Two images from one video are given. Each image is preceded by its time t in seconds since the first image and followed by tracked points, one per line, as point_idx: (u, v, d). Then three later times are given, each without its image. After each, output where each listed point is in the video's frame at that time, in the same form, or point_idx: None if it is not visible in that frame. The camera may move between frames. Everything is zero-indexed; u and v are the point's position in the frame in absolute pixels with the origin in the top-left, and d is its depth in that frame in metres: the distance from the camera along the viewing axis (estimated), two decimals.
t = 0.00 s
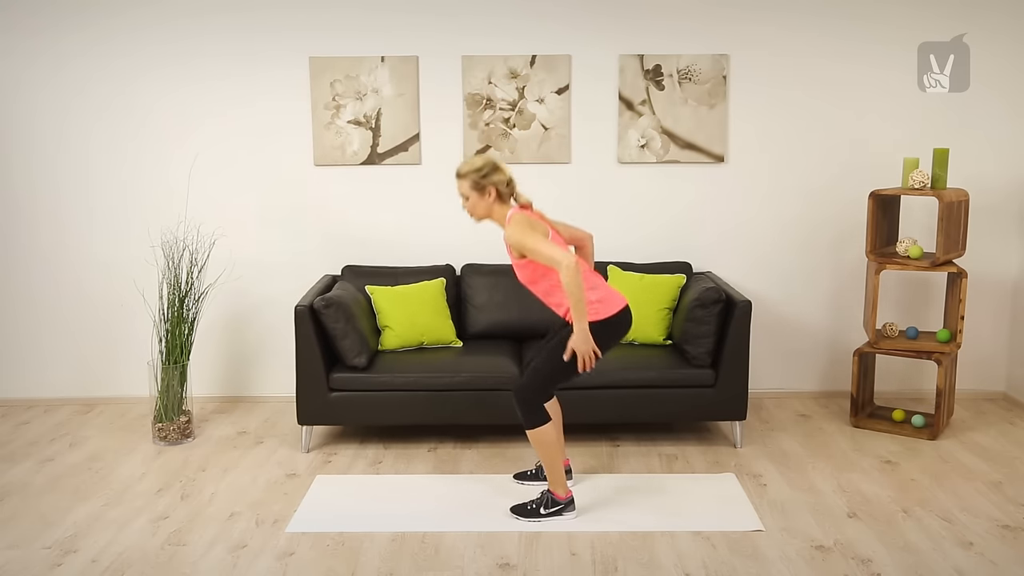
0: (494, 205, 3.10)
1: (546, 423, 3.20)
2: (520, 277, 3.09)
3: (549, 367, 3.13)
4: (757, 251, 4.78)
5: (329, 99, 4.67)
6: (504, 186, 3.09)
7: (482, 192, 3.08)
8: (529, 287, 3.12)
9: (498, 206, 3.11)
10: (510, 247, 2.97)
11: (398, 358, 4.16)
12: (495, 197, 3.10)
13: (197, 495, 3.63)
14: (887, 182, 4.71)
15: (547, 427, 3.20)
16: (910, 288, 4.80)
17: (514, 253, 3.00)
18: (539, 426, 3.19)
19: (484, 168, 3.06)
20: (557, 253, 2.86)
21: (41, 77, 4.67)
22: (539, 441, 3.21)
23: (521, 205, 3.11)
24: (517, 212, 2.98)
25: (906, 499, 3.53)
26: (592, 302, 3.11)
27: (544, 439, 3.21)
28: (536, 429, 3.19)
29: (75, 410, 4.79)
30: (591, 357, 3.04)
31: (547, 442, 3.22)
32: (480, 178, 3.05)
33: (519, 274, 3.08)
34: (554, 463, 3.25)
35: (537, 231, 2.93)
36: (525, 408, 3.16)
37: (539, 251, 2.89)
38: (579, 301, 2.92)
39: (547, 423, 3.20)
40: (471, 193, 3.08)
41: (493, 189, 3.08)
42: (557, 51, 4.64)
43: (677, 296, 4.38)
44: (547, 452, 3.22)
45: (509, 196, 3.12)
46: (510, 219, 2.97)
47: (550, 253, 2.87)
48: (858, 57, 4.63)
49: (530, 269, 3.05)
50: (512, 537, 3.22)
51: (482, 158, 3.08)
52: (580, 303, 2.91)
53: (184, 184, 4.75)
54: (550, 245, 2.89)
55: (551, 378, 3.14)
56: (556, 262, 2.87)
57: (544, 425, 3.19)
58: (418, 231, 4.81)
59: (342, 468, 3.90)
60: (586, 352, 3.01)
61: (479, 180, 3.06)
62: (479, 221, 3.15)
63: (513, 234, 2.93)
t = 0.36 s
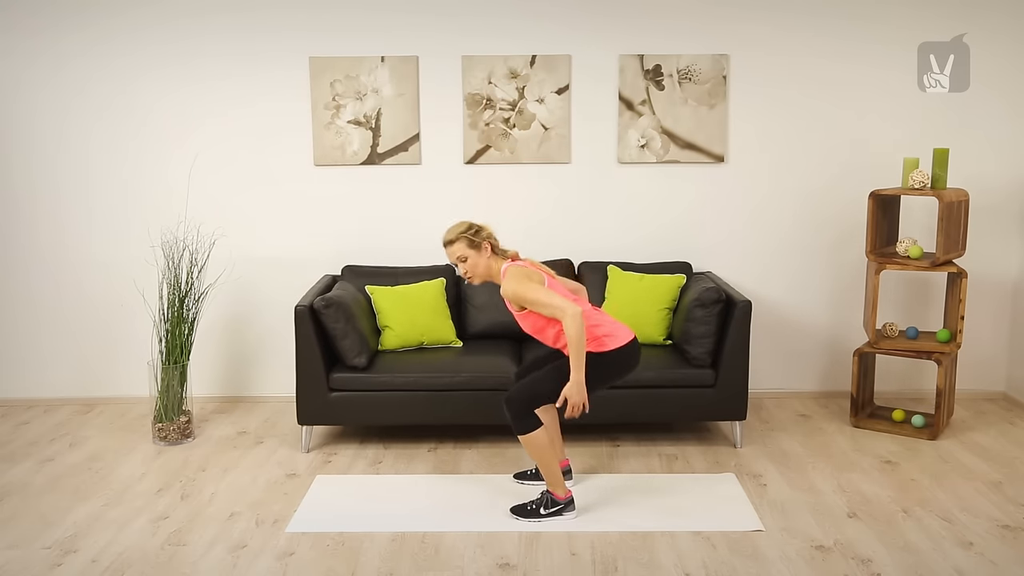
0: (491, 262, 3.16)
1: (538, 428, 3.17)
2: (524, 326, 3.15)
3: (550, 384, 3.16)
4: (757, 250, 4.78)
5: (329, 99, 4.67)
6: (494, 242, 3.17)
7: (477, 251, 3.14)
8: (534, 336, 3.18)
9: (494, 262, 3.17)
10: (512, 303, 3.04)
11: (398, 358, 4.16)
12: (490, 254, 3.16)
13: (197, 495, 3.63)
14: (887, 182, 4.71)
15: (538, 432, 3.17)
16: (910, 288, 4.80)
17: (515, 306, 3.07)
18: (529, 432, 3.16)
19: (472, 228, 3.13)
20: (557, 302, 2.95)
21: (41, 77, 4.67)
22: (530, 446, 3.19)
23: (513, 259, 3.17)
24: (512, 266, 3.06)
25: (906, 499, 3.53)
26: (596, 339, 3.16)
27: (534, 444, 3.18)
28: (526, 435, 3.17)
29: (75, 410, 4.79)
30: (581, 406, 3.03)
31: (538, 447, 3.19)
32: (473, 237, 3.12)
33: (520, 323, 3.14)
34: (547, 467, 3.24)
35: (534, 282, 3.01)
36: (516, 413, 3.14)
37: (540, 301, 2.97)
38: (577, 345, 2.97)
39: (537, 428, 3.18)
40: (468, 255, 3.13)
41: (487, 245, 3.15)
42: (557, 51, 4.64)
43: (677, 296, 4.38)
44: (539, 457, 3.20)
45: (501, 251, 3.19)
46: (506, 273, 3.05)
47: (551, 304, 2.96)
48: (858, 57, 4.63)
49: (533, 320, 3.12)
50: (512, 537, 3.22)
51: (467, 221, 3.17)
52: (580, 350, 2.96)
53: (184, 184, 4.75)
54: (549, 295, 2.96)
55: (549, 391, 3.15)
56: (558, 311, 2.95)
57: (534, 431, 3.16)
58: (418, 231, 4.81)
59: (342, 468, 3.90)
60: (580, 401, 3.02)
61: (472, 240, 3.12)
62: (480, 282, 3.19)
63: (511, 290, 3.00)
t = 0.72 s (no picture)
0: (491, 237, 3.14)
1: (540, 425, 3.18)
2: (522, 303, 3.14)
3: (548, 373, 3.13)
4: (757, 250, 4.78)
5: (329, 98, 4.67)
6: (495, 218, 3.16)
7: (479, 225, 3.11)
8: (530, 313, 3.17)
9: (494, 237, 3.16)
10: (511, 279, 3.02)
11: (398, 358, 4.16)
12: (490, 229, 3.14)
13: (197, 495, 3.63)
14: (887, 182, 4.71)
15: (541, 429, 3.19)
16: (910, 288, 4.80)
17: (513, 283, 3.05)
18: (532, 429, 3.17)
19: (475, 203, 3.11)
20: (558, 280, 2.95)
21: (40, 77, 4.67)
22: (533, 444, 3.20)
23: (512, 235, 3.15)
24: (512, 243, 3.04)
25: (906, 499, 3.53)
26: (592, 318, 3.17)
27: (537, 442, 3.19)
28: (530, 432, 3.18)
29: (75, 410, 4.79)
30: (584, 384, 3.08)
31: (541, 444, 3.20)
32: (476, 210, 3.09)
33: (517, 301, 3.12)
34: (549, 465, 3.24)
35: (534, 259, 3.01)
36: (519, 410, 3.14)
37: (540, 279, 2.96)
38: (578, 327, 2.98)
39: (540, 424, 3.19)
40: (470, 227, 3.10)
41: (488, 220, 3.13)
42: (557, 51, 4.64)
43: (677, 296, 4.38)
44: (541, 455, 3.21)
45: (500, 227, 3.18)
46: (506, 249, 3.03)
47: (553, 284, 2.96)
48: (858, 57, 4.63)
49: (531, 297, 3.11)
50: (512, 537, 3.22)
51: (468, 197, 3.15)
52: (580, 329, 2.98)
53: (184, 184, 4.75)
54: (550, 275, 2.96)
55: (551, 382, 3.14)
56: (560, 291, 2.96)
57: (537, 428, 3.17)
58: (418, 230, 4.81)
59: (342, 468, 3.90)
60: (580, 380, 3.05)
61: (475, 213, 3.10)
62: (479, 256, 3.16)
63: (511, 268, 2.98)
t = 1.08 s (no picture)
0: (503, 159, 3.11)
1: (556, 419, 3.25)
2: (518, 234, 3.10)
3: (545, 360, 3.12)
4: (757, 250, 4.78)
5: (329, 99, 4.67)
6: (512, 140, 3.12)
7: (494, 144, 3.08)
8: (521, 247, 3.13)
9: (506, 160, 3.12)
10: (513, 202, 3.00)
11: (398, 358, 4.16)
12: (504, 151, 3.11)
13: (197, 496, 3.63)
14: (887, 183, 4.71)
15: (555, 422, 3.25)
16: (910, 288, 4.80)
17: (514, 208, 3.03)
18: (548, 422, 3.24)
19: (494, 121, 3.08)
20: (558, 223, 2.90)
21: (41, 77, 4.67)
22: (546, 437, 3.25)
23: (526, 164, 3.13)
24: (526, 170, 3.02)
25: (906, 499, 3.53)
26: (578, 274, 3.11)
27: (550, 435, 3.25)
28: (545, 425, 3.24)
29: (75, 410, 4.79)
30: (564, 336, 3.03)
31: (554, 438, 3.26)
32: (491, 129, 3.07)
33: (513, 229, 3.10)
34: (558, 460, 3.27)
35: (541, 193, 2.97)
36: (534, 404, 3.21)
37: (541, 214, 2.93)
38: (563, 272, 2.94)
39: (556, 418, 3.25)
40: (482, 144, 3.07)
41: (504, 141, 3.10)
42: (557, 51, 4.64)
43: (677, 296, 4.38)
44: (551, 449, 3.25)
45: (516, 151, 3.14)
46: (517, 174, 3.01)
47: (549, 222, 2.92)
48: (858, 57, 4.63)
49: (525, 229, 3.07)
50: (513, 537, 3.22)
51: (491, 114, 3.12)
52: (567, 276, 2.94)
53: (184, 184, 4.75)
54: (550, 212, 2.93)
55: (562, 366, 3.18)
56: (554, 232, 2.92)
57: (552, 420, 3.24)
58: (418, 230, 4.81)
59: (342, 468, 3.90)
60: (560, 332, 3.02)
61: (491, 131, 3.07)
62: (487, 176, 3.13)
63: (517, 191, 2.96)
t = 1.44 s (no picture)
0: (520, 127, 3.10)
1: (560, 415, 3.22)
2: (516, 204, 3.10)
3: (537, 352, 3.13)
4: (757, 250, 4.78)
5: (329, 99, 4.67)
6: (535, 110, 3.09)
7: (512, 111, 3.07)
8: (513, 217, 3.13)
9: (524, 129, 3.11)
10: (523, 171, 3.01)
11: (398, 358, 4.16)
12: (524, 119, 3.09)
13: (197, 496, 3.63)
14: (887, 183, 4.71)
15: (558, 419, 3.22)
16: (910, 288, 4.80)
17: (522, 181, 3.04)
18: (551, 420, 3.22)
19: (517, 89, 3.06)
20: (560, 206, 2.91)
21: (41, 78, 4.67)
22: (548, 434, 3.24)
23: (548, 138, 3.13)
24: (546, 148, 3.02)
25: (906, 499, 3.53)
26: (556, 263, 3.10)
27: (552, 431, 3.23)
28: (547, 422, 3.22)
29: (75, 410, 4.80)
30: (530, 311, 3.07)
31: (557, 436, 3.24)
32: (512, 97, 3.05)
33: (515, 201, 3.11)
34: (560, 459, 3.26)
35: (551, 175, 2.98)
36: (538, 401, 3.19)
37: (545, 192, 2.94)
38: (546, 251, 2.94)
39: (558, 416, 3.22)
40: (500, 109, 3.07)
41: (524, 110, 3.08)
42: (557, 51, 4.64)
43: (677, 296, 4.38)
44: (554, 447, 3.24)
45: (539, 121, 3.11)
46: (534, 149, 3.02)
47: (549, 202, 2.93)
48: (858, 57, 4.63)
49: (524, 202, 3.08)
50: (513, 537, 3.22)
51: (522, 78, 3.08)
52: (548, 257, 2.94)
53: (184, 184, 4.75)
54: (555, 193, 2.94)
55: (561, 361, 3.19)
56: (551, 213, 2.93)
57: (557, 418, 3.22)
58: (418, 230, 4.81)
59: (342, 468, 3.90)
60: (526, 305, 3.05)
61: (511, 99, 3.06)
62: (503, 140, 3.14)
63: (530, 164, 2.98)
